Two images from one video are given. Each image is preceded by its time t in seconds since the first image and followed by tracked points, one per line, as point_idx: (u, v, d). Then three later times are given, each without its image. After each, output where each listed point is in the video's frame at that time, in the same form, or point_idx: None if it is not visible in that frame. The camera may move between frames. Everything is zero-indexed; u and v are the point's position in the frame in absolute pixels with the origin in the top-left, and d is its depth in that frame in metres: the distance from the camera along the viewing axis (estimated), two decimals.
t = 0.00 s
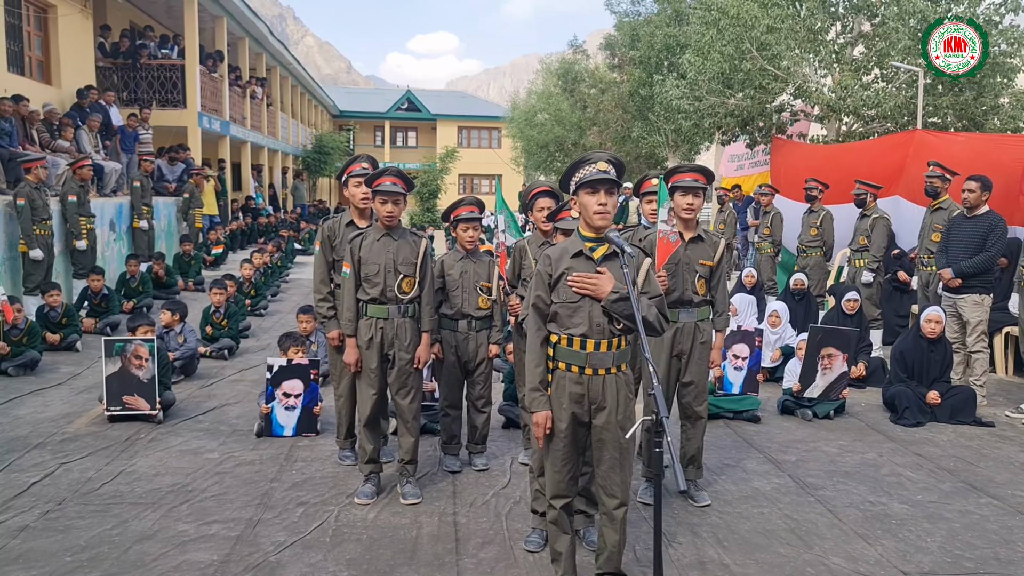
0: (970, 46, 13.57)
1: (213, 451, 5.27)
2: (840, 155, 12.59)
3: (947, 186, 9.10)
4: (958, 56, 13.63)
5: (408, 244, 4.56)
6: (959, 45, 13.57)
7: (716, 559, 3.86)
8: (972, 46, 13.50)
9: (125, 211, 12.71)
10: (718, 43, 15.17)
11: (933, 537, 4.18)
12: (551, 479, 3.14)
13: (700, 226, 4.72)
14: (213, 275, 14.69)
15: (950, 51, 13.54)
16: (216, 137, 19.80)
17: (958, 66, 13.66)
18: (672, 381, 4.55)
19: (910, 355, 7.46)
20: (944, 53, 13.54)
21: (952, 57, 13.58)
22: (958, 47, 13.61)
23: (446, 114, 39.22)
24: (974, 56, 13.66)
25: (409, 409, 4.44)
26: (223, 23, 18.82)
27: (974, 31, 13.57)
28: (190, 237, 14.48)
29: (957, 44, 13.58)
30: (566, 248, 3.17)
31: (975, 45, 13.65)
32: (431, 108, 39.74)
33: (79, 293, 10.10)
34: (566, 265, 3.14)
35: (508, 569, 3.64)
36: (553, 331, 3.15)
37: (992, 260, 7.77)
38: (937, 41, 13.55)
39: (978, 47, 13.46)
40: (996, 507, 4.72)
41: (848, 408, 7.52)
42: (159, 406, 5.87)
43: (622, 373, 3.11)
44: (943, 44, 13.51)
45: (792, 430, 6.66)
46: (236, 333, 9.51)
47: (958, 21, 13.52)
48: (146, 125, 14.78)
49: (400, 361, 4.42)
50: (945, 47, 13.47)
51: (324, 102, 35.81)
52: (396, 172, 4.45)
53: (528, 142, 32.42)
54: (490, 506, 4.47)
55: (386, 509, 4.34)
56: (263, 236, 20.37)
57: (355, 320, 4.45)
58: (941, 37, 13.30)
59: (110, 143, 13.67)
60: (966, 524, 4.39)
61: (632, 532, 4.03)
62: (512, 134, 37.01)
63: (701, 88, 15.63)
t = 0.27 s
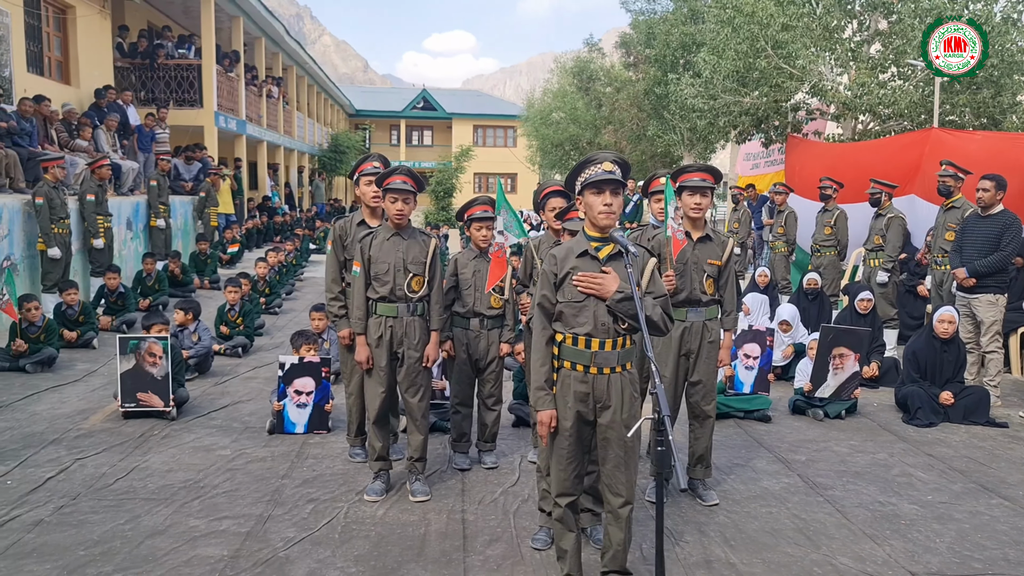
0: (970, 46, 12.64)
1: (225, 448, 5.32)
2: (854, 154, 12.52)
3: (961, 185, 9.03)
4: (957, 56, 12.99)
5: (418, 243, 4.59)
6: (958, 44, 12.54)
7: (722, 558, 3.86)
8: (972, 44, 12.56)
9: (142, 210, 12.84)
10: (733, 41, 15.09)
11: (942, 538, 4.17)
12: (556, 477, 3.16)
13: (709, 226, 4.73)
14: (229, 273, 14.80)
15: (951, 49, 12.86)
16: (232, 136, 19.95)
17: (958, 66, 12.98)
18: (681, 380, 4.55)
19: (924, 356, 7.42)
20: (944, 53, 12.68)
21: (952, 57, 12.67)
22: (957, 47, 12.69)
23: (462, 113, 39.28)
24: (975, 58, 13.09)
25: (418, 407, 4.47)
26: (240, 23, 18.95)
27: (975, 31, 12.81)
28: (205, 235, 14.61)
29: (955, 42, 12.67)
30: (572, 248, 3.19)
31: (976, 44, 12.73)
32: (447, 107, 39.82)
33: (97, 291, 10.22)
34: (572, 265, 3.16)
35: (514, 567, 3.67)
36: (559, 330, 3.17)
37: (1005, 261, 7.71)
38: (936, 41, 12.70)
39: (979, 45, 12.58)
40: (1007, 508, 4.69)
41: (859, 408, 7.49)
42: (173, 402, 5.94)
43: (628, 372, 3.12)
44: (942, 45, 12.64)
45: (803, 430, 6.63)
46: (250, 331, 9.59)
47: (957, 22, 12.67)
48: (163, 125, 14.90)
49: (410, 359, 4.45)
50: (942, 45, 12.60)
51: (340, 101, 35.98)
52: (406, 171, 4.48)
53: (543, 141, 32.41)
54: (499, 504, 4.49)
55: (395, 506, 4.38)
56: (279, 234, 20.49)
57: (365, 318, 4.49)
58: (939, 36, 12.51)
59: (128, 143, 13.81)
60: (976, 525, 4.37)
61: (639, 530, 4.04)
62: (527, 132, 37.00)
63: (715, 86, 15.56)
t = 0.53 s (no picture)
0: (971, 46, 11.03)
1: (238, 444, 5.38)
2: (868, 152, 12.45)
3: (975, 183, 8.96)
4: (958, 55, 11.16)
5: (427, 242, 4.62)
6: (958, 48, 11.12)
7: (730, 556, 3.87)
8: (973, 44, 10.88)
9: (158, 208, 12.98)
10: (747, 38, 15.01)
11: (951, 538, 4.15)
12: (562, 474, 3.19)
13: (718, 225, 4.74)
14: (244, 271, 14.91)
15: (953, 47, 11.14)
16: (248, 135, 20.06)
17: (959, 68, 11.11)
18: (689, 379, 4.56)
19: (935, 355, 7.39)
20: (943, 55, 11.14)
21: (953, 57, 11.09)
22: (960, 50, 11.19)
23: (476, 111, 39.28)
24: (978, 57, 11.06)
25: (427, 405, 4.50)
26: (255, 22, 19.03)
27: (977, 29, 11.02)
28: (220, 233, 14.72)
29: (956, 43, 11.10)
30: (578, 247, 3.21)
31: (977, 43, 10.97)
32: (461, 105, 39.85)
33: (113, 288, 10.34)
34: (577, 264, 3.18)
35: (521, 563, 3.69)
36: (565, 328, 3.20)
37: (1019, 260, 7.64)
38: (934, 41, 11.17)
39: (982, 45, 10.86)
40: (1018, 509, 4.67)
41: (871, 407, 7.46)
42: (186, 399, 6.02)
43: (634, 371, 3.14)
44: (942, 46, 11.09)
45: (814, 429, 6.62)
46: (264, 328, 9.66)
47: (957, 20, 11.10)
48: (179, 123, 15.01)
49: (418, 357, 4.48)
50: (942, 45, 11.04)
51: (355, 99, 36.10)
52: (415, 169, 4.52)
53: (559, 139, 32.38)
54: (507, 501, 4.52)
55: (404, 503, 4.42)
56: (293, 232, 20.60)
57: (374, 316, 4.52)
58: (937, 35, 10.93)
59: (144, 141, 13.93)
60: (986, 525, 4.35)
61: (646, 528, 4.06)
62: (542, 130, 36.94)
63: (729, 84, 15.49)
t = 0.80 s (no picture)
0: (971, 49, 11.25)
1: (250, 441, 5.44)
2: (882, 149, 12.38)
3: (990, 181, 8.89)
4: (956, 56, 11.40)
5: (437, 240, 4.65)
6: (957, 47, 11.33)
7: (736, 554, 3.89)
8: (973, 44, 11.15)
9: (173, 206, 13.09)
10: (761, 36, 14.94)
11: (960, 538, 4.15)
12: (568, 471, 3.22)
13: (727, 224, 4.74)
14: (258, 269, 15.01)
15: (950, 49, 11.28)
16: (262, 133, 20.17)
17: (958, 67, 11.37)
18: (698, 378, 4.57)
19: (946, 354, 7.36)
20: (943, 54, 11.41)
21: (952, 58, 11.38)
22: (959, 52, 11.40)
23: (490, 108, 39.28)
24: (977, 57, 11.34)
25: (437, 403, 4.54)
26: (269, 21, 19.12)
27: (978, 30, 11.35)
28: (235, 231, 14.83)
29: (956, 42, 11.37)
30: (584, 247, 3.24)
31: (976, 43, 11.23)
32: (475, 102, 39.87)
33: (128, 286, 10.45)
34: (583, 263, 3.20)
35: (529, 560, 3.73)
36: (571, 327, 3.22)
37: None
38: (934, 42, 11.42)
39: (981, 45, 11.09)
40: None
41: (883, 406, 7.43)
42: (200, 395, 6.08)
43: (641, 370, 3.17)
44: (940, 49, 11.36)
45: (825, 428, 6.61)
46: (276, 325, 9.73)
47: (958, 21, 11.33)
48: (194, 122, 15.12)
49: (428, 355, 4.52)
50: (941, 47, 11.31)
51: (369, 96, 36.19)
52: (425, 168, 4.55)
53: (573, 136, 32.33)
54: (516, 499, 4.55)
55: (413, 499, 4.46)
56: (308, 230, 20.69)
57: (384, 314, 4.56)
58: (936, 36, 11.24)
59: (160, 140, 14.05)
60: (995, 525, 4.34)
61: (653, 526, 4.08)
62: (556, 127, 36.89)
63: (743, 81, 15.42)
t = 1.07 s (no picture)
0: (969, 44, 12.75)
1: (262, 438, 5.49)
2: (896, 147, 12.31)
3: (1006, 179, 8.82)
4: (957, 56, 12.99)
5: (447, 240, 4.68)
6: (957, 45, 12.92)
7: (745, 554, 3.90)
8: (972, 45, 12.68)
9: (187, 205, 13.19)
10: (774, 33, 14.88)
11: (969, 538, 4.14)
12: (576, 470, 3.24)
13: (735, 224, 4.76)
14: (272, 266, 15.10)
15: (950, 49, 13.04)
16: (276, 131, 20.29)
17: (958, 67, 13.09)
18: (707, 378, 4.58)
19: (958, 353, 7.32)
20: (943, 53, 13.07)
21: (952, 57, 13.05)
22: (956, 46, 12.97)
23: (504, 106, 39.27)
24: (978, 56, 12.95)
25: (447, 401, 4.57)
26: (283, 19, 19.22)
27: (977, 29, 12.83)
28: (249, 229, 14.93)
29: (956, 42, 12.95)
30: (592, 247, 3.26)
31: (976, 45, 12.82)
32: (489, 100, 39.88)
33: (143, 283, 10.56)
34: (591, 264, 3.22)
35: (538, 558, 3.75)
36: (579, 327, 3.24)
37: None
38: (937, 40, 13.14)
39: (979, 46, 12.70)
40: None
41: (895, 406, 7.40)
42: (213, 393, 6.14)
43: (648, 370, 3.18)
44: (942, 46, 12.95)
45: (836, 428, 6.59)
46: (288, 323, 9.79)
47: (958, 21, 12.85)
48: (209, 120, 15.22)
49: (438, 354, 4.55)
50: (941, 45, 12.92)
51: (382, 95, 36.28)
52: (434, 168, 4.58)
53: (587, 134, 32.29)
54: (525, 497, 4.58)
55: (423, 497, 4.49)
56: (321, 228, 20.77)
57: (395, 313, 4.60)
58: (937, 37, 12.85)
59: (175, 138, 14.17)
60: (1005, 526, 4.33)
61: (662, 525, 4.09)
62: (569, 125, 36.84)
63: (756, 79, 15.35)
